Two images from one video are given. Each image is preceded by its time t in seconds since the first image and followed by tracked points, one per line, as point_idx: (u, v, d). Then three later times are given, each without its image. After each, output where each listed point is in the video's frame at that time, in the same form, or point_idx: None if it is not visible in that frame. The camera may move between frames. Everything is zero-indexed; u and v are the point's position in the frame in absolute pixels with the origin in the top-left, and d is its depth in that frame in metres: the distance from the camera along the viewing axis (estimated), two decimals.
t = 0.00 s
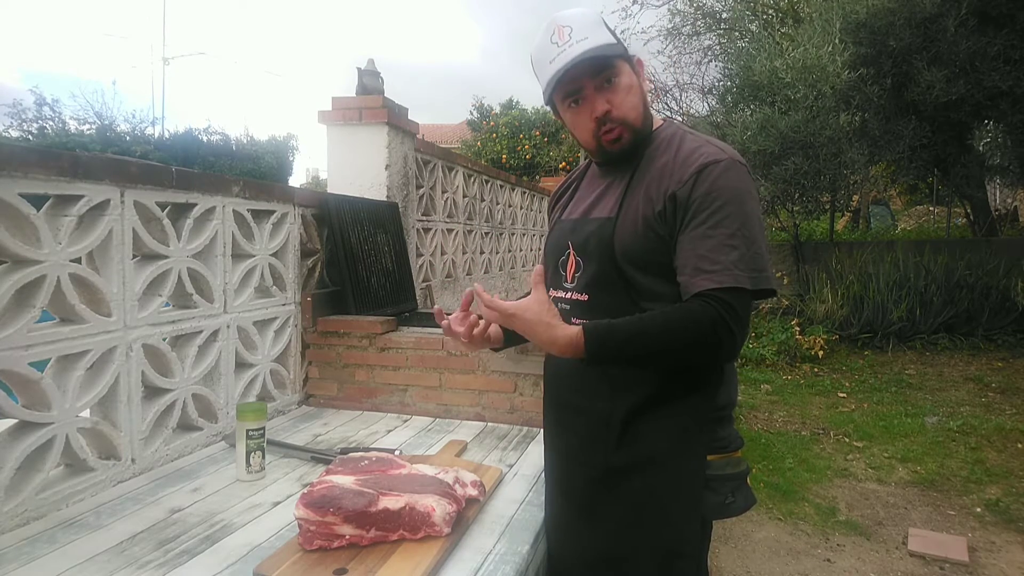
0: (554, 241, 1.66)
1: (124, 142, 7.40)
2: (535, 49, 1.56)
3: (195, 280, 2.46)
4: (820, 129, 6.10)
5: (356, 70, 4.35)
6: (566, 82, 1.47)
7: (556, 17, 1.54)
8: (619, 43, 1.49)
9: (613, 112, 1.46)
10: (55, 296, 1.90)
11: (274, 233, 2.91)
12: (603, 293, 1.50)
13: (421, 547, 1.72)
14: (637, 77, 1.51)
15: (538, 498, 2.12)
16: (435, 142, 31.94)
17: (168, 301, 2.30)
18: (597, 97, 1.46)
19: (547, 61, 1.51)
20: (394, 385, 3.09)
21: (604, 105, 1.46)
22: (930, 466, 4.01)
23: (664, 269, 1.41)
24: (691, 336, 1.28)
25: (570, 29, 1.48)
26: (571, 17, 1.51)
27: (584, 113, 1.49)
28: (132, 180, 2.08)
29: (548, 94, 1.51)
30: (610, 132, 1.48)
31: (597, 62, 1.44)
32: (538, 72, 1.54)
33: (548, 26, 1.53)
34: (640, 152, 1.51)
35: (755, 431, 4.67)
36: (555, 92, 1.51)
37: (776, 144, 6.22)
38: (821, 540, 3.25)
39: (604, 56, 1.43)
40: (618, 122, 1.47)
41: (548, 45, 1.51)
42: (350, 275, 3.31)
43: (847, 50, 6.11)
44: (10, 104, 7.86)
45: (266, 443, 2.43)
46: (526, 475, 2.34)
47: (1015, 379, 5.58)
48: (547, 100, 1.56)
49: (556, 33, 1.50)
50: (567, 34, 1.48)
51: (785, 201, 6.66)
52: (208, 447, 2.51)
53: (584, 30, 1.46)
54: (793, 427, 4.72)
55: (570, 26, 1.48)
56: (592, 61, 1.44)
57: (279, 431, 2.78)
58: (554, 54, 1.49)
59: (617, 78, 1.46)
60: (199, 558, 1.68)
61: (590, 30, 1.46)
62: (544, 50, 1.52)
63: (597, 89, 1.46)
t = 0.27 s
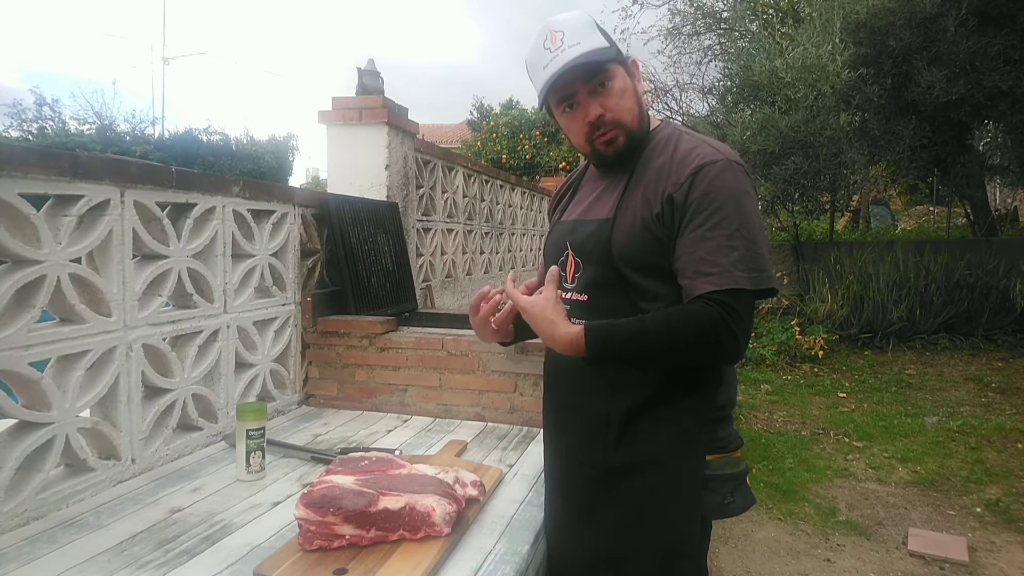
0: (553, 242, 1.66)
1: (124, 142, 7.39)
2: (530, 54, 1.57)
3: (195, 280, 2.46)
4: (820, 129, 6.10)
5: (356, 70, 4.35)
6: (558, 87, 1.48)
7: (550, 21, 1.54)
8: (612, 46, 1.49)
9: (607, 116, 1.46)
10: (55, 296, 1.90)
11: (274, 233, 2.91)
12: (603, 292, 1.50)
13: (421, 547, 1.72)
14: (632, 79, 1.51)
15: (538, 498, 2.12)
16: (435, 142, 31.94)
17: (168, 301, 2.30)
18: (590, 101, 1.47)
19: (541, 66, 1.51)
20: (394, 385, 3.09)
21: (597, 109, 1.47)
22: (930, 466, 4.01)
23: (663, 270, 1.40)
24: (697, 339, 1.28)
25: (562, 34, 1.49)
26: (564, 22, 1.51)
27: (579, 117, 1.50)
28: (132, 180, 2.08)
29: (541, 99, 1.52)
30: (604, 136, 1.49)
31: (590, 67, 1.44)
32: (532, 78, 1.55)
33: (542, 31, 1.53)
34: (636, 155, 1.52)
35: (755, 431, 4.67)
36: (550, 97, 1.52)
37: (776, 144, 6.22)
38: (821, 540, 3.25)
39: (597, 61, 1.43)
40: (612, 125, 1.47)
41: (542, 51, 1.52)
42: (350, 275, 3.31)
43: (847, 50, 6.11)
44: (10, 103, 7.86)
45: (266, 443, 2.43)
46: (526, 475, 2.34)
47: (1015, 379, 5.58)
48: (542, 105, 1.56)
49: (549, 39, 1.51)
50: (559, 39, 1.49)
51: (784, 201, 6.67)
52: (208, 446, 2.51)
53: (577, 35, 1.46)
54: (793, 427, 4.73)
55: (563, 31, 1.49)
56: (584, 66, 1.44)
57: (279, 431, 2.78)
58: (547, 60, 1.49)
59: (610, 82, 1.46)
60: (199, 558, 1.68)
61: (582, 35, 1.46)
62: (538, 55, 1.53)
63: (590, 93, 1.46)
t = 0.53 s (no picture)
0: (555, 241, 1.66)
1: (124, 142, 7.39)
2: (534, 53, 1.57)
3: (195, 280, 2.46)
4: (820, 129, 6.10)
5: (356, 70, 4.35)
6: (562, 86, 1.48)
7: (554, 20, 1.54)
8: (617, 46, 1.49)
9: (609, 116, 1.46)
10: (55, 296, 1.90)
11: (274, 233, 2.91)
12: (603, 291, 1.50)
13: (421, 547, 1.72)
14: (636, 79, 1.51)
15: (538, 498, 2.12)
16: (435, 142, 31.94)
17: (168, 301, 2.30)
18: (593, 100, 1.47)
19: (544, 65, 1.51)
20: (394, 384, 3.08)
21: (600, 109, 1.47)
22: (930, 466, 4.01)
23: (662, 268, 1.40)
24: (685, 330, 1.28)
25: (566, 33, 1.48)
26: (568, 21, 1.51)
27: (581, 117, 1.50)
28: (132, 180, 2.08)
29: (544, 97, 1.52)
30: (606, 136, 1.49)
31: (593, 66, 1.44)
32: (536, 76, 1.55)
33: (546, 30, 1.53)
34: (638, 154, 1.52)
35: (755, 431, 4.67)
36: (553, 96, 1.52)
37: (776, 144, 6.22)
38: (821, 540, 3.25)
39: (600, 61, 1.43)
40: (614, 125, 1.47)
41: (546, 49, 1.52)
42: (350, 275, 3.31)
43: (847, 50, 6.11)
44: (10, 103, 7.85)
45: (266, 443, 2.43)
46: (526, 475, 2.34)
47: (1015, 379, 5.58)
48: (545, 104, 1.56)
49: (553, 37, 1.51)
50: (564, 38, 1.48)
51: (784, 201, 6.67)
52: (209, 446, 2.51)
53: (581, 35, 1.46)
54: (793, 428, 4.72)
55: (567, 29, 1.49)
56: (587, 65, 1.44)
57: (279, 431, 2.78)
58: (551, 58, 1.49)
59: (613, 82, 1.46)
60: (199, 558, 1.68)
61: (586, 34, 1.46)
62: (542, 54, 1.53)
63: (593, 93, 1.46)
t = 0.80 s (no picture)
0: (555, 240, 1.66)
1: (124, 142, 7.39)
2: (536, 48, 1.57)
3: (195, 280, 2.46)
4: (820, 129, 6.10)
5: (356, 70, 4.35)
6: (562, 82, 1.48)
7: (557, 17, 1.54)
8: (619, 44, 1.49)
9: (609, 114, 1.46)
10: (55, 296, 1.90)
11: (274, 233, 2.91)
12: (604, 293, 1.50)
13: (421, 547, 1.72)
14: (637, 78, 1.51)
15: (538, 498, 2.12)
16: (435, 142, 31.95)
17: (168, 301, 2.30)
18: (592, 98, 1.47)
19: (546, 61, 1.52)
20: (395, 384, 3.09)
21: (599, 106, 1.47)
22: (930, 466, 4.01)
23: (666, 270, 1.40)
24: (715, 336, 1.28)
25: (568, 29, 1.49)
26: (572, 17, 1.51)
27: (581, 114, 1.50)
28: (132, 180, 2.08)
29: (545, 93, 1.52)
30: (605, 134, 1.49)
31: (593, 63, 1.44)
32: (538, 71, 1.55)
33: (549, 25, 1.54)
34: (637, 154, 1.52)
35: (755, 431, 4.67)
36: (553, 91, 1.52)
37: (776, 144, 6.22)
38: (821, 540, 3.25)
39: (601, 59, 1.43)
40: (613, 123, 1.48)
41: (548, 45, 1.52)
42: (350, 275, 3.31)
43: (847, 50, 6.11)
44: (10, 103, 7.85)
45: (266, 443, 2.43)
46: (526, 475, 2.34)
47: (1015, 379, 5.58)
48: (545, 99, 1.57)
49: (556, 33, 1.51)
50: (566, 34, 1.49)
51: (784, 201, 6.67)
52: (209, 446, 2.51)
53: (583, 31, 1.47)
54: (793, 428, 4.72)
55: (569, 26, 1.49)
56: (588, 63, 1.44)
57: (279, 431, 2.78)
58: (552, 54, 1.50)
59: (614, 81, 1.46)
60: (199, 558, 1.68)
61: (589, 31, 1.47)
62: (544, 49, 1.53)
63: (593, 91, 1.47)
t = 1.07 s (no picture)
0: (553, 241, 1.66)
1: (124, 142, 7.39)
2: (533, 48, 1.57)
3: (195, 280, 2.46)
4: (820, 129, 6.10)
5: (356, 70, 4.35)
6: (560, 81, 1.48)
7: (554, 16, 1.54)
8: (615, 44, 1.50)
9: (606, 113, 1.47)
10: (55, 296, 1.90)
11: (274, 233, 2.91)
12: (603, 293, 1.50)
13: (421, 546, 1.72)
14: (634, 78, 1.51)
15: (538, 498, 2.12)
16: (435, 142, 31.94)
17: (168, 301, 2.30)
18: (590, 98, 1.47)
19: (543, 60, 1.52)
20: (395, 385, 3.09)
21: (596, 105, 1.47)
22: (930, 466, 4.01)
23: (669, 272, 1.40)
24: (739, 338, 1.29)
25: (565, 28, 1.49)
26: (569, 17, 1.51)
27: (578, 114, 1.50)
28: (132, 180, 2.08)
29: (542, 92, 1.53)
30: (602, 133, 1.49)
31: (590, 63, 1.45)
32: (534, 71, 1.56)
33: (546, 25, 1.54)
34: (635, 154, 1.52)
35: (755, 431, 4.67)
36: (550, 91, 1.52)
37: (776, 144, 6.22)
38: (821, 540, 3.25)
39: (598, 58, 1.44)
40: (610, 122, 1.48)
41: (544, 45, 1.52)
42: (350, 275, 3.31)
43: (847, 50, 6.11)
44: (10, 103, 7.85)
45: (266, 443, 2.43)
46: (527, 475, 2.34)
47: (1015, 379, 5.58)
48: (542, 99, 1.57)
49: (553, 32, 1.51)
50: (563, 33, 1.49)
51: (784, 201, 6.67)
52: (209, 446, 2.51)
53: (580, 31, 1.47)
54: (793, 428, 4.72)
55: (566, 25, 1.49)
56: (585, 62, 1.45)
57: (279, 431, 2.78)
58: (549, 53, 1.50)
59: (611, 80, 1.46)
60: (199, 558, 1.68)
61: (586, 30, 1.47)
62: (540, 49, 1.53)
63: (590, 90, 1.47)
